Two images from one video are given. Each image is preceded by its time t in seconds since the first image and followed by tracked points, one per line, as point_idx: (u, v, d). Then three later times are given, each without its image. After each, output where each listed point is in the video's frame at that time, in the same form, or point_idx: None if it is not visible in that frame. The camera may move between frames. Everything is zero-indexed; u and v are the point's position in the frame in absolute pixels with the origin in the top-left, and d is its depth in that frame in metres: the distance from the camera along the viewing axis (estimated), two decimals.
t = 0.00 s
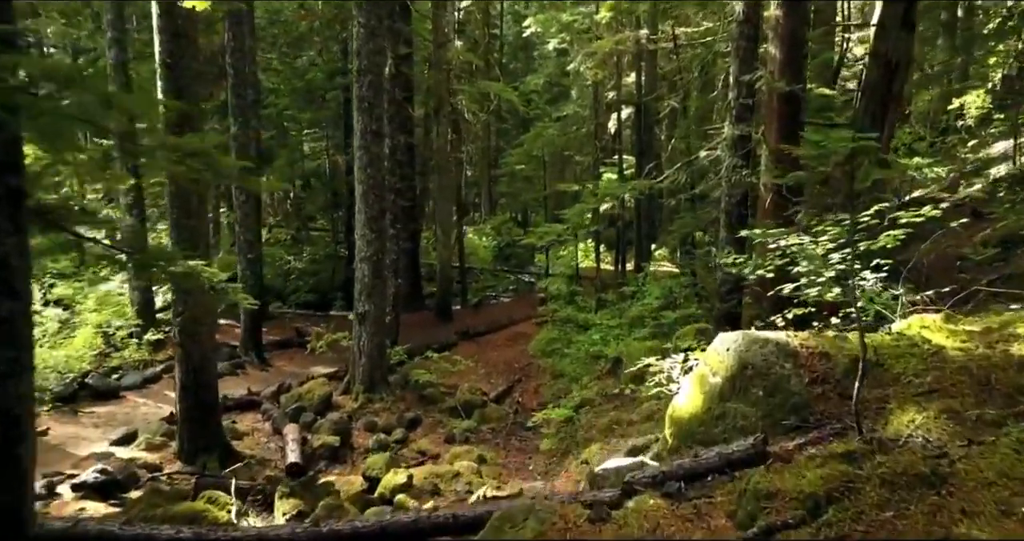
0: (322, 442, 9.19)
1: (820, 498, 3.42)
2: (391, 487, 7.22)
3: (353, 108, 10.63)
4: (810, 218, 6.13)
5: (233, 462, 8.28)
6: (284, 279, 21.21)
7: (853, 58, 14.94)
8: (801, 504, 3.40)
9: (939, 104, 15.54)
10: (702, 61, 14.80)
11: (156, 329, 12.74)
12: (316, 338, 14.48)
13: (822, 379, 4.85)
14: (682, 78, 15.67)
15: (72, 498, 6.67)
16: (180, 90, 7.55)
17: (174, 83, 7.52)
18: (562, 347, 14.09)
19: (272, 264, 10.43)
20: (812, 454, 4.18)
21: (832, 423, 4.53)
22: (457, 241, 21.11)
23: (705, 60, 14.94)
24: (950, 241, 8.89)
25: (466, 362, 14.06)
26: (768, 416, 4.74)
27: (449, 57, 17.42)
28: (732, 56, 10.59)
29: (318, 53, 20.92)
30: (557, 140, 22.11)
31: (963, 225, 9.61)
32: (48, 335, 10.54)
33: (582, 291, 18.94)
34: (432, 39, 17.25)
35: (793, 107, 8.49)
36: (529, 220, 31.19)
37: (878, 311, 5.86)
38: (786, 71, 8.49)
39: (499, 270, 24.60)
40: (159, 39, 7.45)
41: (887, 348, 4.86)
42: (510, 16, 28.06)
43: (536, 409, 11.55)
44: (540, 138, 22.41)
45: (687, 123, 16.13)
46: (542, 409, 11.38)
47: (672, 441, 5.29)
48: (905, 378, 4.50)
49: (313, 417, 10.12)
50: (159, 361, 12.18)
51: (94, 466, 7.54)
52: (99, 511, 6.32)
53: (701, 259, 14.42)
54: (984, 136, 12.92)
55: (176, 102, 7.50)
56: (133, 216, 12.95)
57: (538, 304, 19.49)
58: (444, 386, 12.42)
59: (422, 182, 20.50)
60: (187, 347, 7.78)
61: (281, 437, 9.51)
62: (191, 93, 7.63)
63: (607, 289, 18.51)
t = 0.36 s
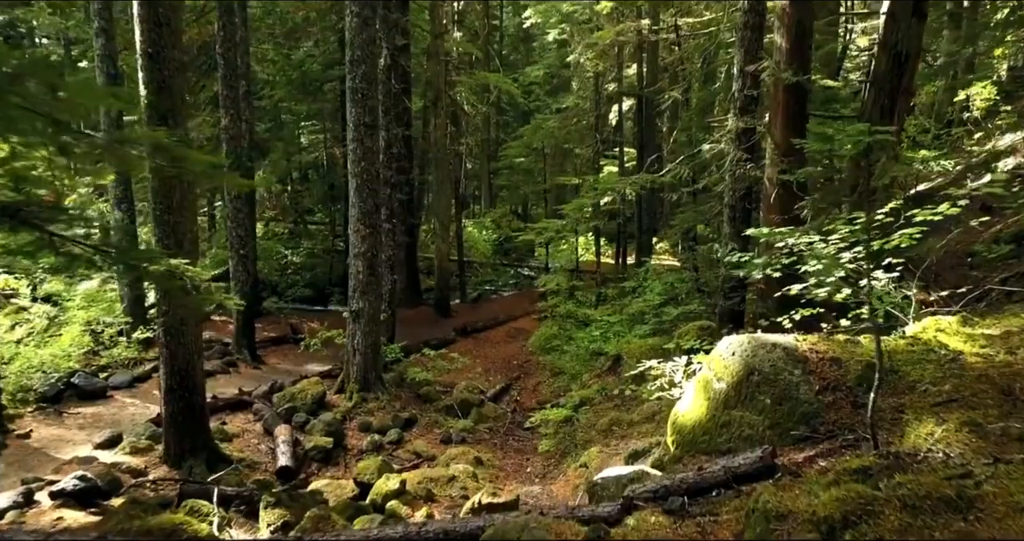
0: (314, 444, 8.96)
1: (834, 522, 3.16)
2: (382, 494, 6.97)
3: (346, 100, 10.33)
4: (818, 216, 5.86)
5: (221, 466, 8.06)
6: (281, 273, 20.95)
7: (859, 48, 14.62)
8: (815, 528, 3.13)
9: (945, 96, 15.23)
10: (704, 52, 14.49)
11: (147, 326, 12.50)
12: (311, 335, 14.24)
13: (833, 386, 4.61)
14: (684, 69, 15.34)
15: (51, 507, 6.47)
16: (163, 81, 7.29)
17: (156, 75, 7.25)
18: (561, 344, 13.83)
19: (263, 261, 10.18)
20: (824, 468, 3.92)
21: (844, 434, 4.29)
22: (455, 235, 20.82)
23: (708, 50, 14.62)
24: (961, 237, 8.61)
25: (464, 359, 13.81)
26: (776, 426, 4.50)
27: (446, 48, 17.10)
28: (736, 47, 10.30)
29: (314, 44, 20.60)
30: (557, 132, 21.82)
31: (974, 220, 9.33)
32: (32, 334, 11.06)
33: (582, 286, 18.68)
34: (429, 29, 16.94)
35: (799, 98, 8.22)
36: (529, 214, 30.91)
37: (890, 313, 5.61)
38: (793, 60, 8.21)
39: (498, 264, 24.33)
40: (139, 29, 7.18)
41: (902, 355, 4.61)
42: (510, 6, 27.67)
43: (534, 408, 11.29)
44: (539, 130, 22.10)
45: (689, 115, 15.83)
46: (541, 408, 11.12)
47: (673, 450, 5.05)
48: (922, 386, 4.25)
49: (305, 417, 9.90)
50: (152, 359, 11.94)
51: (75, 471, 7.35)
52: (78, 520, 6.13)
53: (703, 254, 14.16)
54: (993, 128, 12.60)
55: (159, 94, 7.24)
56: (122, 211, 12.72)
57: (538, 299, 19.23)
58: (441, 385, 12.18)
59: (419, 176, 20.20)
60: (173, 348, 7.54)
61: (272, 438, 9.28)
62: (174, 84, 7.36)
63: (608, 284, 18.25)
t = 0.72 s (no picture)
0: (308, 447, 8.77)
1: None
2: (375, 501, 6.77)
3: (341, 94, 10.10)
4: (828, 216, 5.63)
5: (212, 470, 7.88)
6: (279, 270, 20.74)
7: (865, 41, 14.35)
8: None
9: (952, 90, 14.95)
10: (706, 46, 14.26)
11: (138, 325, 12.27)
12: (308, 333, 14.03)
13: (844, 397, 4.41)
14: (686, 63, 15.09)
15: (33, 515, 6.35)
16: (149, 75, 7.09)
17: (141, 68, 7.05)
18: (561, 342, 13.63)
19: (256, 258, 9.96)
20: (836, 484, 3.72)
21: (857, 446, 4.09)
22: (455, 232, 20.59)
23: (710, 44, 14.39)
24: (974, 234, 8.36)
25: (463, 357, 13.61)
26: (784, 437, 4.29)
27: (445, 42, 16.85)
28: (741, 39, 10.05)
29: (312, 38, 20.35)
30: (557, 128, 21.57)
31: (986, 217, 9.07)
32: (22, 332, 11.86)
33: (583, 283, 18.47)
34: (428, 23, 16.68)
35: (806, 92, 8.02)
36: (530, 209, 30.69)
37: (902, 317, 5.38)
38: (799, 53, 7.99)
39: (498, 260, 24.10)
40: (124, 20, 6.96)
41: (917, 362, 4.40)
42: None
43: (534, 408, 11.08)
44: (539, 125, 21.86)
45: (691, 110, 15.59)
46: (540, 409, 10.90)
47: (675, 460, 4.85)
48: (938, 396, 4.04)
49: (300, 419, 9.71)
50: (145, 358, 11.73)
51: (60, 478, 7.18)
52: (61, 530, 5.99)
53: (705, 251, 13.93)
54: (1001, 123, 12.33)
55: (144, 88, 7.03)
56: (115, 207, 12.52)
57: (539, 296, 19.03)
58: (439, 384, 11.98)
59: (419, 171, 19.98)
60: (161, 350, 7.34)
61: (266, 441, 9.08)
62: (160, 77, 7.16)
63: (609, 281, 18.04)
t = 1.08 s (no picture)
0: (300, 456, 8.49)
1: None
2: (367, 517, 6.49)
3: (335, 92, 9.81)
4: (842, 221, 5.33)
5: (199, 481, 7.60)
6: (276, 271, 20.43)
7: (872, 38, 14.02)
8: None
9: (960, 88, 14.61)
10: (709, 43, 13.94)
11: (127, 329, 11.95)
12: (302, 336, 13.73)
13: (861, 417, 4.17)
14: (689, 61, 14.78)
15: (9, 530, 6.02)
16: (132, 71, 6.80)
17: (123, 64, 6.77)
18: (561, 346, 13.34)
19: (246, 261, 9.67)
20: (855, 515, 3.47)
21: (876, 471, 3.87)
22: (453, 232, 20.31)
23: (714, 41, 14.07)
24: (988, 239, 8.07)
25: (460, 361, 13.32)
26: (797, 459, 4.04)
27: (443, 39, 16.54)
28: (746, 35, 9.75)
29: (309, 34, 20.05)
30: (558, 126, 21.26)
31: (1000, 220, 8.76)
32: (9, 335, 11.51)
33: (584, 284, 18.18)
34: (426, 19, 16.37)
35: (815, 88, 7.72)
36: (530, 208, 30.38)
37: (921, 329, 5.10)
38: (808, 49, 7.70)
39: (498, 260, 23.79)
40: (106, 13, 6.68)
41: (940, 380, 4.19)
42: None
43: (533, 415, 10.80)
44: (539, 123, 21.56)
45: (693, 109, 15.28)
46: (540, 416, 10.62)
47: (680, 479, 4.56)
48: (964, 418, 3.85)
49: (293, 426, 9.42)
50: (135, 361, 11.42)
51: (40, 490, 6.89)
52: None
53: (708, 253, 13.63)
54: (1013, 122, 12.01)
55: (126, 85, 6.75)
56: (104, 207, 12.23)
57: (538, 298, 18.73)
58: (436, 389, 11.70)
59: (417, 171, 19.70)
60: (145, 357, 7.06)
61: (256, 449, 8.80)
62: (144, 74, 6.88)
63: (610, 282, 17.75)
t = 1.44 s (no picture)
0: (290, 467, 8.22)
1: None
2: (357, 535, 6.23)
3: (327, 91, 9.53)
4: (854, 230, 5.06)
5: (184, 495, 7.34)
6: (272, 273, 20.16)
7: (876, 37, 13.76)
8: None
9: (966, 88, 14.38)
10: (711, 42, 13.69)
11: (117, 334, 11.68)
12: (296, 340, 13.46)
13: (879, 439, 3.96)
14: (691, 61, 14.52)
15: None
16: (113, 70, 6.55)
17: (103, 63, 6.50)
18: (560, 351, 13.07)
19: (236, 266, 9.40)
20: None
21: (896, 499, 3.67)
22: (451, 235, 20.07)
23: (716, 41, 13.81)
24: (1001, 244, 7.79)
25: (457, 367, 13.06)
26: (810, 484, 3.81)
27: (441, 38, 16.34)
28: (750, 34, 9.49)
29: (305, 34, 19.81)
30: (557, 127, 21.00)
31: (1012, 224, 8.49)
32: None
33: (583, 287, 17.93)
34: (423, 18, 16.12)
35: (821, 88, 7.41)
36: (529, 209, 30.11)
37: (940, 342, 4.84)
38: (814, 49, 7.45)
39: (497, 262, 23.52)
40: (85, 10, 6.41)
41: (963, 399, 4.07)
42: None
43: (531, 423, 10.55)
44: (539, 124, 21.30)
45: (694, 109, 15.02)
46: (538, 424, 10.36)
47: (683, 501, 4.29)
48: (991, 443, 3.74)
49: (285, 436, 9.15)
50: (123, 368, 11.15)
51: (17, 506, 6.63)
52: None
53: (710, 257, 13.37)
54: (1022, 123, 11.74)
55: (107, 84, 6.49)
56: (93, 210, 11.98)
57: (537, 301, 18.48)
58: (432, 396, 11.45)
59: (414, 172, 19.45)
60: (128, 368, 6.81)
61: (245, 459, 8.54)
62: (125, 73, 6.62)
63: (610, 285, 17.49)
